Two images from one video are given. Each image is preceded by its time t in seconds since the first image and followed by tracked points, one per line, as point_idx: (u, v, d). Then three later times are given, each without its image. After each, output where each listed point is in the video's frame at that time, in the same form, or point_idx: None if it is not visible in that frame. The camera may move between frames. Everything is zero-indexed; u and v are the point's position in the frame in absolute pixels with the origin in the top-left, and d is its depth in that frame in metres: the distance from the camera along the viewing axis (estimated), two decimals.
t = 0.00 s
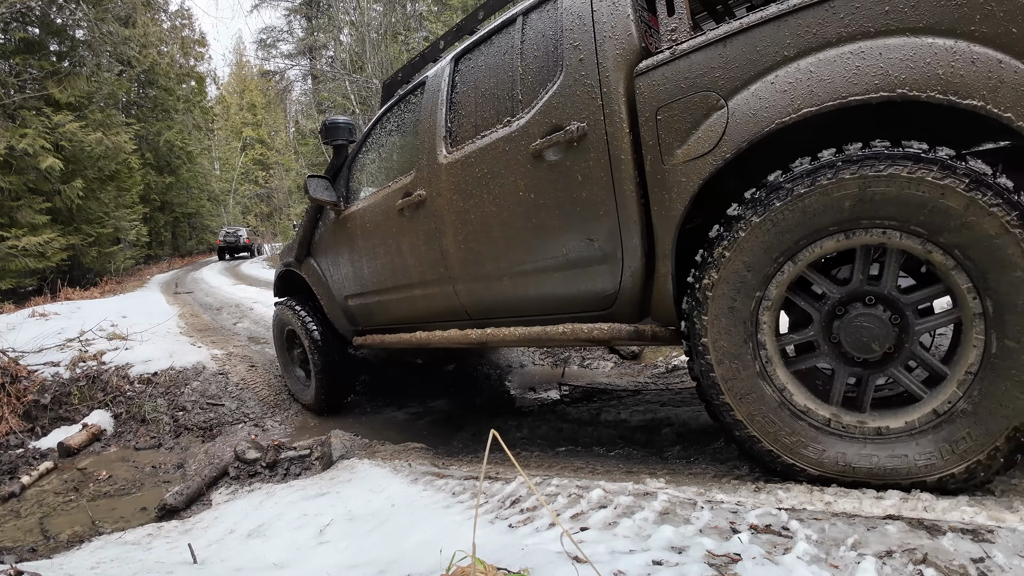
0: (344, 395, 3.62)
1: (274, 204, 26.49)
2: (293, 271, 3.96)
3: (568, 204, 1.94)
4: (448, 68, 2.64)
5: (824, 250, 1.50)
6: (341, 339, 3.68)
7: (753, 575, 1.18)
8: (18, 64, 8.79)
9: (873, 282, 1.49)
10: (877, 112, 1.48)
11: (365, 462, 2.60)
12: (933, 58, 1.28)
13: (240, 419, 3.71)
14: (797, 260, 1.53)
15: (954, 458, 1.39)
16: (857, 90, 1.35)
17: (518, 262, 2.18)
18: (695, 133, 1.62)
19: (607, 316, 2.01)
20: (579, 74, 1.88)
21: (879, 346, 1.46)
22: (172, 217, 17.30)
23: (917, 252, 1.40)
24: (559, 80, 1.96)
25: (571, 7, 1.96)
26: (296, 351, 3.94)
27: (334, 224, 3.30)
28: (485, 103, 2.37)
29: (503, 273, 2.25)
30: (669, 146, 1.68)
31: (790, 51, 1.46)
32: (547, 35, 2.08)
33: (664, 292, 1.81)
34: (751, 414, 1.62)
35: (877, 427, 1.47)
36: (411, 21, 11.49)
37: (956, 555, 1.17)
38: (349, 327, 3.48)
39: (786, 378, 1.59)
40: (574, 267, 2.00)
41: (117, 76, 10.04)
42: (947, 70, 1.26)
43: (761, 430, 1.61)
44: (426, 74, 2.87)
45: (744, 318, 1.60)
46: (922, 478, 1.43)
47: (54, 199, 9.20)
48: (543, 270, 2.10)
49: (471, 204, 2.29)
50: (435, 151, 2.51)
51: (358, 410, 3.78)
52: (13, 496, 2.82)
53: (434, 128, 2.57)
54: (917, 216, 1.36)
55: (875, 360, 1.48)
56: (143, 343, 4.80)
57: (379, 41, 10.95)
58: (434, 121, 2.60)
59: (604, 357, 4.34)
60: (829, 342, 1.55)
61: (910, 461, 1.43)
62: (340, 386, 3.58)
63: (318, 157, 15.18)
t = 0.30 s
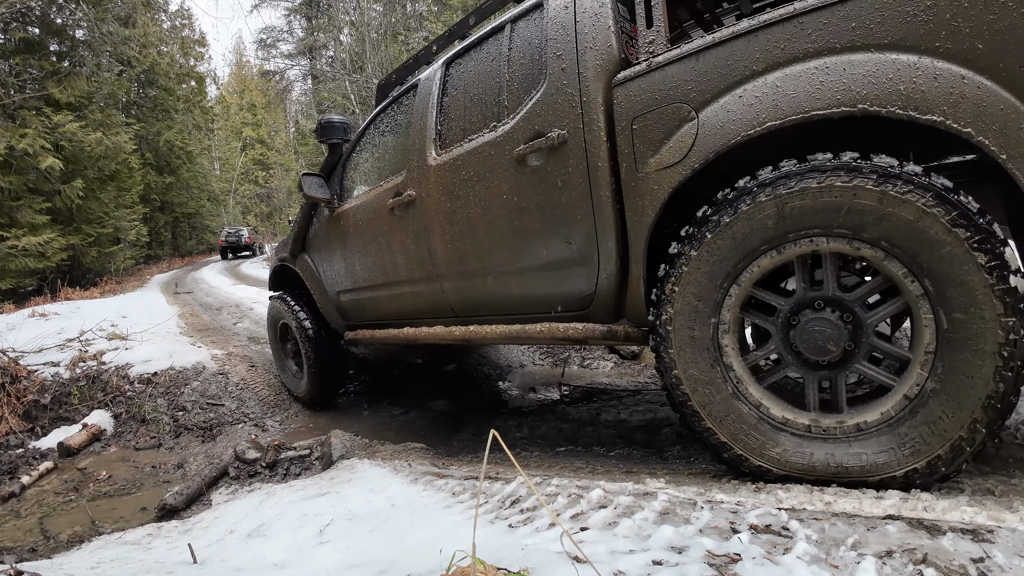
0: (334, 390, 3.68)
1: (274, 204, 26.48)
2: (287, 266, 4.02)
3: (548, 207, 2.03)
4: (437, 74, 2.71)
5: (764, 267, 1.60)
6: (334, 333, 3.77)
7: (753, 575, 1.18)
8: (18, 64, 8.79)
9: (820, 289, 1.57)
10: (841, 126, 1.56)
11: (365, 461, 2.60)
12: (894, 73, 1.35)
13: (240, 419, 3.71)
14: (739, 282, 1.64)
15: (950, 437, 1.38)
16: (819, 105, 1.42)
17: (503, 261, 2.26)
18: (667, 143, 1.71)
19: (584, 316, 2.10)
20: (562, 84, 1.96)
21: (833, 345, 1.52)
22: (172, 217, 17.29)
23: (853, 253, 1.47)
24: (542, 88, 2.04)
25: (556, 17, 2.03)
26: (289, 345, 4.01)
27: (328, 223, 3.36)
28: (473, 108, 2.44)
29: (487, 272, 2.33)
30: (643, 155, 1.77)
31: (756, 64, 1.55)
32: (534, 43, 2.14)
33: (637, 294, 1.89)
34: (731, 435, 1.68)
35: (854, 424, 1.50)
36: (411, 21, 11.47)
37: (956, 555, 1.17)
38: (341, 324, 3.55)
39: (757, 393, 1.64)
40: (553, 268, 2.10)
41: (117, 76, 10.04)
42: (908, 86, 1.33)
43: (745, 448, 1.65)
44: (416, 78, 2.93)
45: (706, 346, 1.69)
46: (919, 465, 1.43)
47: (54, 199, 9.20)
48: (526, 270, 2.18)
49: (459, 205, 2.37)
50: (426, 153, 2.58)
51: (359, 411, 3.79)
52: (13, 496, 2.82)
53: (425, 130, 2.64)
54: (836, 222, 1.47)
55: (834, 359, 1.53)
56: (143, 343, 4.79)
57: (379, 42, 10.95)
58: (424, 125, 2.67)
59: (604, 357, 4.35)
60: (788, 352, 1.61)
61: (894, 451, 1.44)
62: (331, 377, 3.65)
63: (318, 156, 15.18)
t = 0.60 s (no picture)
0: (323, 374, 3.85)
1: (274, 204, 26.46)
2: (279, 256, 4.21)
3: (516, 211, 2.20)
4: (424, 81, 2.90)
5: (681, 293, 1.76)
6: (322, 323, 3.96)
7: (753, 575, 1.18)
8: (18, 64, 8.78)
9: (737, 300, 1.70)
10: (772, 149, 1.71)
11: (365, 461, 2.60)
12: (825, 97, 1.46)
13: (240, 419, 3.71)
14: (663, 313, 1.79)
15: (894, 383, 1.44)
16: (756, 124, 1.54)
17: (476, 257, 2.43)
18: (621, 157, 1.86)
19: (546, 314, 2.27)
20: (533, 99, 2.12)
21: (758, 343, 1.64)
22: (172, 217, 17.26)
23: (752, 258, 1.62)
24: (514, 100, 2.23)
25: (532, 33, 2.21)
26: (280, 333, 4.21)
27: (320, 215, 3.55)
28: (455, 114, 2.61)
29: (462, 269, 2.50)
30: (601, 167, 1.92)
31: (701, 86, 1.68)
32: (511, 57, 2.33)
33: (592, 294, 2.05)
34: (708, 459, 1.73)
35: (812, 405, 1.56)
36: (411, 21, 11.43)
37: (956, 555, 1.18)
38: (330, 314, 3.78)
39: (715, 409, 1.73)
40: (521, 269, 2.27)
41: (117, 76, 10.03)
42: (837, 111, 1.44)
43: (725, 466, 1.69)
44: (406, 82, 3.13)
45: (658, 386, 1.80)
46: (883, 424, 1.46)
47: (54, 199, 9.20)
48: (498, 265, 2.34)
49: (438, 205, 2.54)
50: (410, 155, 2.75)
51: (359, 411, 3.79)
52: (13, 496, 2.82)
53: (410, 132, 2.81)
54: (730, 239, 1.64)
55: (765, 356, 1.63)
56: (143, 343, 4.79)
57: (379, 42, 10.95)
58: (410, 128, 2.85)
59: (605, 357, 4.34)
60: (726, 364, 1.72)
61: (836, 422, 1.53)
62: (320, 362, 3.83)
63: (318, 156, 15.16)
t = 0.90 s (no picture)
0: (309, 361, 4.18)
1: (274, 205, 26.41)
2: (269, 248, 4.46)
3: (477, 218, 2.44)
4: (406, 93, 3.14)
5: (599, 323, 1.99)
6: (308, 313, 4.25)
7: (753, 575, 1.18)
8: (18, 64, 8.77)
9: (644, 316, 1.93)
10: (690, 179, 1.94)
11: (365, 462, 2.60)
12: (730, 133, 1.66)
13: (240, 419, 3.71)
14: (590, 347, 2.00)
15: (769, 310, 1.63)
16: (670, 158, 1.74)
17: (441, 256, 2.66)
18: (562, 179, 2.10)
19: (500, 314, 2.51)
20: (495, 121, 2.37)
21: (663, 345, 1.85)
22: (172, 217, 17.23)
23: (646, 272, 1.86)
24: (480, 117, 2.47)
25: (499, 59, 2.47)
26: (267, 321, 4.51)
27: (307, 210, 3.79)
28: (430, 126, 2.86)
29: (430, 269, 2.74)
30: (547, 186, 2.15)
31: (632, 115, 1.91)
32: (481, 77, 2.57)
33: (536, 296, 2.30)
34: (671, 462, 1.84)
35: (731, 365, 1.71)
36: (412, 21, 11.40)
37: (956, 555, 1.18)
38: (313, 303, 4.01)
39: (654, 418, 1.88)
40: (478, 270, 2.50)
41: (117, 76, 10.04)
42: (740, 147, 1.64)
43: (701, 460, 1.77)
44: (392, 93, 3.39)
45: (620, 429, 1.92)
46: (785, 381, 1.61)
47: (54, 199, 9.19)
48: (459, 264, 2.57)
49: (411, 210, 2.78)
50: (390, 162, 2.99)
51: (359, 411, 3.80)
52: (13, 496, 2.82)
53: (391, 141, 3.05)
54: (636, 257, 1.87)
55: (673, 355, 1.83)
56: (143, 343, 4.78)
57: (379, 42, 10.93)
58: (391, 136, 3.09)
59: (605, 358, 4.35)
60: (650, 375, 1.91)
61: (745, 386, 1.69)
62: (306, 349, 4.14)
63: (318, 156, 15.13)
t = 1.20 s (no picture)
0: (293, 350, 4.45)
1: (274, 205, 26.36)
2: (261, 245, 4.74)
3: (442, 230, 2.70)
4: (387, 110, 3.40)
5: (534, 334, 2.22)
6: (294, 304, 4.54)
7: (753, 575, 1.18)
8: (18, 64, 8.76)
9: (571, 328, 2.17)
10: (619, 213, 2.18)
11: (365, 462, 2.60)
12: (649, 172, 1.90)
13: (240, 419, 3.71)
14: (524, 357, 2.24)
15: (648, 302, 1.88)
16: (597, 192, 2.00)
17: (408, 260, 2.94)
18: (511, 204, 2.36)
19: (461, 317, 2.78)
20: (462, 144, 2.63)
21: (580, 349, 2.08)
22: (173, 217, 17.19)
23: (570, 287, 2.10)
24: (449, 139, 2.73)
25: (468, 86, 2.73)
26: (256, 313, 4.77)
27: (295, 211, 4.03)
28: (406, 141, 3.11)
29: (401, 273, 3.01)
30: (499, 207, 2.42)
31: (573, 151, 2.15)
32: (451, 100, 2.84)
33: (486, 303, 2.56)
34: (591, 463, 2.02)
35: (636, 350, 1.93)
36: (412, 21, 11.37)
37: (957, 555, 1.18)
38: (298, 297, 4.27)
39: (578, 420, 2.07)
40: (440, 276, 2.77)
41: (117, 76, 10.04)
42: (654, 185, 1.88)
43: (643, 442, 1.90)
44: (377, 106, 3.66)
45: (578, 439, 2.06)
46: (677, 377, 1.81)
47: (54, 200, 9.18)
48: (424, 268, 2.84)
49: (386, 217, 3.05)
50: (370, 172, 3.25)
51: (359, 411, 3.80)
52: (13, 496, 2.82)
53: (373, 152, 3.31)
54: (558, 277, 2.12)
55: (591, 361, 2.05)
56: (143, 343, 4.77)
57: (379, 42, 10.91)
58: (372, 149, 3.36)
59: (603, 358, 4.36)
60: (576, 379, 2.13)
61: (645, 392, 1.89)
62: (291, 338, 4.41)
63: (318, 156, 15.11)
